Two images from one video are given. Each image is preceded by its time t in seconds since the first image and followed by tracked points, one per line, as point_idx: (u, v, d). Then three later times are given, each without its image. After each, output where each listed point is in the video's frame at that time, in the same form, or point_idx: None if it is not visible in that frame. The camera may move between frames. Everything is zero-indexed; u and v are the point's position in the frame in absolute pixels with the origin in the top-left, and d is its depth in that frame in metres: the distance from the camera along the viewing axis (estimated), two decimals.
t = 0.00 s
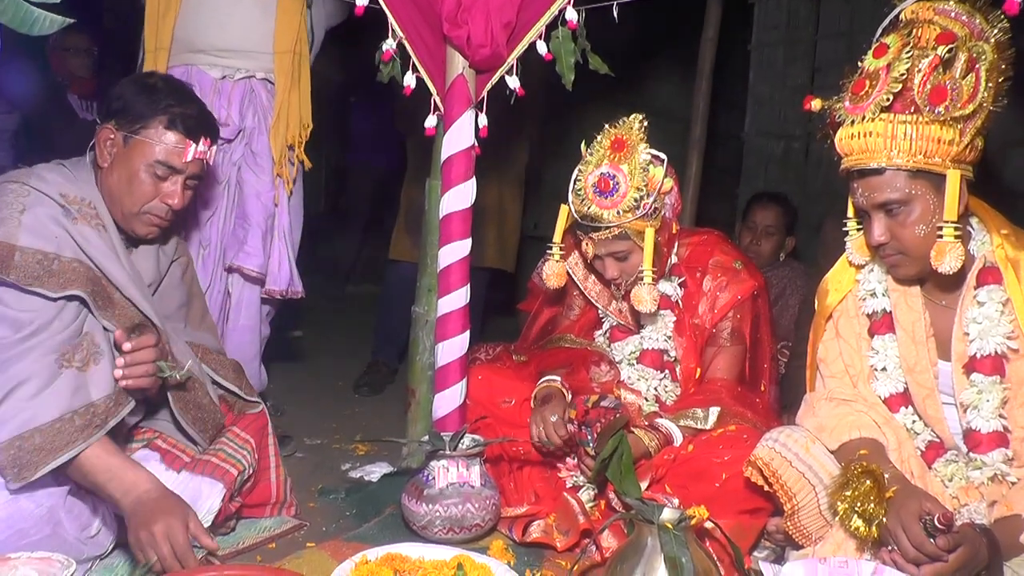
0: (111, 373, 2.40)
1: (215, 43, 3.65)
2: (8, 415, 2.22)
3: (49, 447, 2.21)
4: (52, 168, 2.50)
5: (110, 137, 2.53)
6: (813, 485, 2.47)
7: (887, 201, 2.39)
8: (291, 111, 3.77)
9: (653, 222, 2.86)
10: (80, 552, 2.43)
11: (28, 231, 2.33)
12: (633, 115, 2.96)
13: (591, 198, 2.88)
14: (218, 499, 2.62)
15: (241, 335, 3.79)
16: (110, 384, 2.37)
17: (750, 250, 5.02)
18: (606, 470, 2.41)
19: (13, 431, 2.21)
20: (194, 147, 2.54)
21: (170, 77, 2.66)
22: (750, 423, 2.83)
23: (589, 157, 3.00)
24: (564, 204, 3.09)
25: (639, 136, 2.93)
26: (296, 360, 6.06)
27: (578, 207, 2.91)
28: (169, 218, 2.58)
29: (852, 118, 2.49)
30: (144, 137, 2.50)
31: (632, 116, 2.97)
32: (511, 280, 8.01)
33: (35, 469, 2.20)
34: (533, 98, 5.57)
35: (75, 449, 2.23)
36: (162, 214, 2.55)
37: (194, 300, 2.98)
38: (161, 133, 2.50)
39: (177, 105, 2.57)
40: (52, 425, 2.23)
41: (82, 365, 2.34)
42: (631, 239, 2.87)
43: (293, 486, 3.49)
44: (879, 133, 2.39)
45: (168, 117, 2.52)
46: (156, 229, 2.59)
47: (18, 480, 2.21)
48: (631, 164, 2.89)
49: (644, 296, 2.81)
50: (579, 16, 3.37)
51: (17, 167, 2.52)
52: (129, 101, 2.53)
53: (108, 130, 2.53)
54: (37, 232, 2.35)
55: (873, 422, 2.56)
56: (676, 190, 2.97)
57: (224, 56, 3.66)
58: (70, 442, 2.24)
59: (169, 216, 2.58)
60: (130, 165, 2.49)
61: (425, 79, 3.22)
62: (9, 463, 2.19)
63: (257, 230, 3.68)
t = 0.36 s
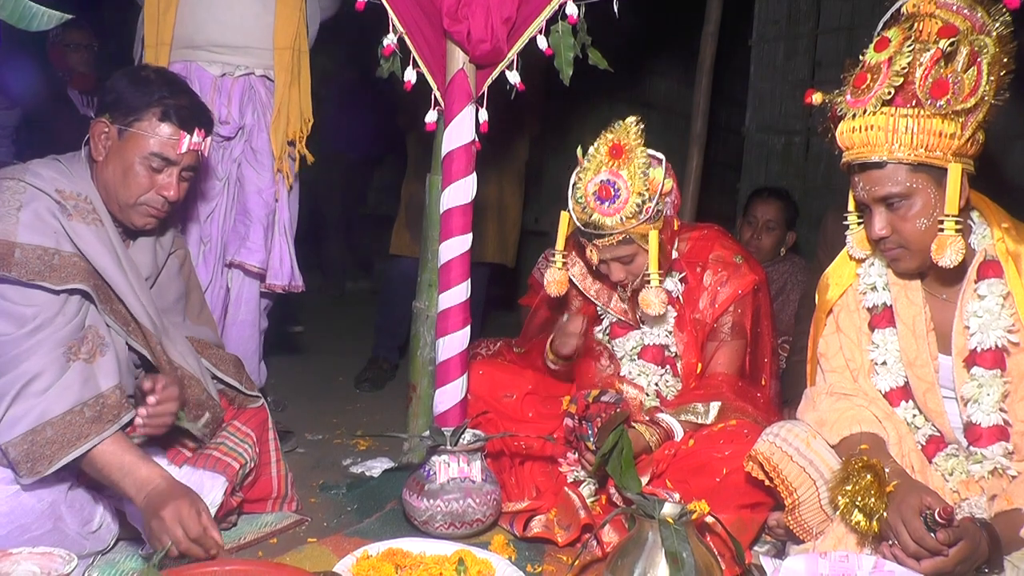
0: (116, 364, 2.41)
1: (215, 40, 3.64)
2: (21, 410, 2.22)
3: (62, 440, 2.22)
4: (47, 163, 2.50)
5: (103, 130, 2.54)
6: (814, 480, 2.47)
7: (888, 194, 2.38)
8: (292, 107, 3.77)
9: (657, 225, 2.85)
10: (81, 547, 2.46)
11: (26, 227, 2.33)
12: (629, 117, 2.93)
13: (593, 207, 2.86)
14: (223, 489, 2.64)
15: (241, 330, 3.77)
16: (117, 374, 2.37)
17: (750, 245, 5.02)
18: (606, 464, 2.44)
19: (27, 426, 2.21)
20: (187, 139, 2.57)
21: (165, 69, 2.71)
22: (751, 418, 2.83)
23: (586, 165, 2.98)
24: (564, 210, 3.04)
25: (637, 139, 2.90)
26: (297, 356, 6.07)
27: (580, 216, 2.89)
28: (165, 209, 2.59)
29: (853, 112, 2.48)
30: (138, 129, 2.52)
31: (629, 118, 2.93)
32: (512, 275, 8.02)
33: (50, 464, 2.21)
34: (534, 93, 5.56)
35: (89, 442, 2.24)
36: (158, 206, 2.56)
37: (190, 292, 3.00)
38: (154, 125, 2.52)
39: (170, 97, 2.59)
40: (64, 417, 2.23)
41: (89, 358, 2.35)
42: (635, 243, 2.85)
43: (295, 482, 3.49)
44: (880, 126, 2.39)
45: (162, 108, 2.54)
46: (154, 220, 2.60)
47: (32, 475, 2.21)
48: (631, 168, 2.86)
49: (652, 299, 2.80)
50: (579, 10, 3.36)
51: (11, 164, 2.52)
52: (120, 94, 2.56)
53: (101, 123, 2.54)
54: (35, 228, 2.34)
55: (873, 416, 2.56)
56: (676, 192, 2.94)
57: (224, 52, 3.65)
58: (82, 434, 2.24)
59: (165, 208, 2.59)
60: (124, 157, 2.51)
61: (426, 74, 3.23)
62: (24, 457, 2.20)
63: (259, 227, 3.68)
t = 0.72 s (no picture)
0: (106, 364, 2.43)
1: (215, 38, 3.64)
2: (14, 414, 2.24)
3: (56, 443, 2.24)
4: (39, 161, 2.50)
5: (95, 126, 2.52)
6: (816, 476, 2.47)
7: (889, 190, 2.38)
8: (291, 105, 3.77)
9: (651, 232, 2.85)
10: (82, 544, 2.47)
11: (13, 225, 2.33)
12: (608, 131, 2.93)
13: (585, 225, 2.87)
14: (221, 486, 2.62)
15: (241, 327, 3.78)
16: (108, 374, 2.40)
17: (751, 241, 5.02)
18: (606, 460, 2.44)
19: (22, 430, 2.23)
20: (181, 135, 2.54)
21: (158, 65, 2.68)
22: (753, 414, 2.82)
23: (573, 182, 2.97)
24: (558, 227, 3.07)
25: (619, 152, 2.89)
26: (298, 353, 6.07)
27: (575, 233, 2.92)
28: (159, 206, 2.56)
29: (854, 108, 2.48)
30: (131, 125, 2.49)
31: (609, 132, 2.93)
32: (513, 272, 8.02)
33: (44, 468, 2.23)
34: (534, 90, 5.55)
35: (84, 445, 2.26)
36: (152, 203, 2.54)
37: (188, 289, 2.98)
38: (147, 121, 2.50)
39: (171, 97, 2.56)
40: (57, 420, 2.25)
41: (79, 358, 2.37)
42: (632, 253, 2.86)
43: (296, 478, 3.50)
44: (882, 122, 2.38)
45: (154, 104, 2.52)
46: (148, 218, 2.57)
47: (28, 479, 2.24)
48: (618, 184, 2.85)
49: (644, 307, 2.81)
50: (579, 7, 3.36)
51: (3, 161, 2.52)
52: (115, 90, 2.55)
53: (94, 120, 2.52)
54: (21, 226, 2.34)
55: (875, 412, 2.56)
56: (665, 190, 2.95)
57: (224, 50, 3.65)
58: (76, 437, 2.26)
59: (159, 205, 2.56)
60: (117, 155, 2.49)
61: (427, 71, 3.23)
62: (19, 462, 2.23)
63: (259, 224, 3.68)
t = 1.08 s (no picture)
0: (107, 367, 2.43)
1: (214, 35, 3.64)
2: (17, 419, 2.25)
3: (58, 448, 2.25)
4: (46, 161, 2.51)
5: (105, 130, 2.51)
6: (816, 474, 2.47)
7: (888, 188, 2.38)
8: (290, 102, 3.80)
9: (649, 232, 2.85)
10: (83, 541, 2.47)
11: (14, 224, 2.33)
12: (604, 130, 2.91)
13: (584, 226, 2.86)
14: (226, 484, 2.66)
15: (241, 324, 3.79)
16: (108, 378, 2.40)
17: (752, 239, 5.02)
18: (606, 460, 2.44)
19: (23, 436, 2.24)
20: (191, 140, 2.53)
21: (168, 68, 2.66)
22: (753, 412, 2.82)
23: (571, 184, 2.96)
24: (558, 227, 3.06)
25: (617, 153, 2.88)
26: (300, 350, 6.08)
27: (575, 233, 2.91)
28: (166, 212, 2.55)
29: (854, 106, 2.48)
30: (139, 130, 2.48)
31: (605, 132, 2.92)
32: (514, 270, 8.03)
33: (45, 474, 2.25)
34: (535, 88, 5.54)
35: (87, 451, 2.26)
36: (159, 209, 2.52)
37: (196, 299, 2.94)
38: (157, 126, 2.48)
39: (177, 99, 2.55)
40: (60, 425, 2.26)
41: (80, 362, 2.37)
42: (633, 252, 2.86)
43: (297, 476, 3.50)
44: (881, 120, 2.39)
45: (163, 108, 2.50)
46: (154, 224, 2.56)
47: (29, 484, 2.25)
48: (616, 183, 2.85)
49: (638, 305, 2.81)
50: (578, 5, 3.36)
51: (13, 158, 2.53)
52: (112, 88, 2.54)
53: (103, 123, 2.51)
54: (23, 224, 2.34)
55: (875, 410, 2.56)
56: (664, 188, 2.95)
57: (222, 49, 3.64)
58: (79, 442, 2.26)
59: (167, 211, 2.55)
60: (125, 159, 2.47)
61: (428, 69, 3.23)
62: (22, 466, 2.24)
63: (257, 221, 3.68)
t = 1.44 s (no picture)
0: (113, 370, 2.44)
1: (214, 34, 3.63)
2: (22, 420, 2.25)
3: (63, 450, 2.25)
4: (60, 161, 2.50)
5: (120, 135, 2.50)
6: (817, 471, 2.47)
7: (889, 185, 2.38)
8: (290, 101, 3.78)
9: (651, 227, 2.84)
10: (84, 539, 2.47)
11: (26, 222, 2.33)
12: (604, 127, 2.90)
13: (585, 222, 2.85)
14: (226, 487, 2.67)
15: (242, 323, 3.79)
16: (115, 381, 2.40)
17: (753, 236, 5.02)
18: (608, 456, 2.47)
19: (29, 437, 2.24)
20: (205, 148, 2.50)
21: (183, 75, 2.64)
22: (753, 410, 2.83)
23: (572, 180, 2.97)
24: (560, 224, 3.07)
25: (616, 146, 2.87)
26: (301, 348, 6.08)
27: (575, 230, 2.91)
28: (178, 219, 2.54)
29: (854, 103, 2.48)
30: (155, 137, 2.46)
31: (605, 127, 2.91)
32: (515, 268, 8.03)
33: (50, 475, 2.24)
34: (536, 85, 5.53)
35: (90, 455, 2.26)
36: (172, 216, 2.51)
37: (203, 306, 2.91)
38: (172, 133, 2.46)
39: (188, 103, 2.53)
40: (64, 426, 2.26)
41: (87, 364, 2.37)
42: (635, 247, 2.85)
43: (299, 474, 3.50)
44: (883, 118, 2.39)
45: (180, 116, 2.48)
46: (165, 230, 2.55)
47: (33, 484, 2.25)
48: (616, 177, 2.84)
49: (644, 301, 2.81)
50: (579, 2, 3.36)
51: (28, 158, 2.54)
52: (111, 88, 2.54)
53: (118, 128, 2.50)
54: (34, 224, 2.34)
55: (876, 407, 2.56)
56: (666, 185, 2.95)
57: (223, 49, 3.65)
58: (83, 444, 2.27)
59: (178, 217, 2.53)
60: (139, 164, 2.46)
61: (429, 67, 3.24)
62: (26, 467, 2.24)
63: (258, 221, 3.67)
